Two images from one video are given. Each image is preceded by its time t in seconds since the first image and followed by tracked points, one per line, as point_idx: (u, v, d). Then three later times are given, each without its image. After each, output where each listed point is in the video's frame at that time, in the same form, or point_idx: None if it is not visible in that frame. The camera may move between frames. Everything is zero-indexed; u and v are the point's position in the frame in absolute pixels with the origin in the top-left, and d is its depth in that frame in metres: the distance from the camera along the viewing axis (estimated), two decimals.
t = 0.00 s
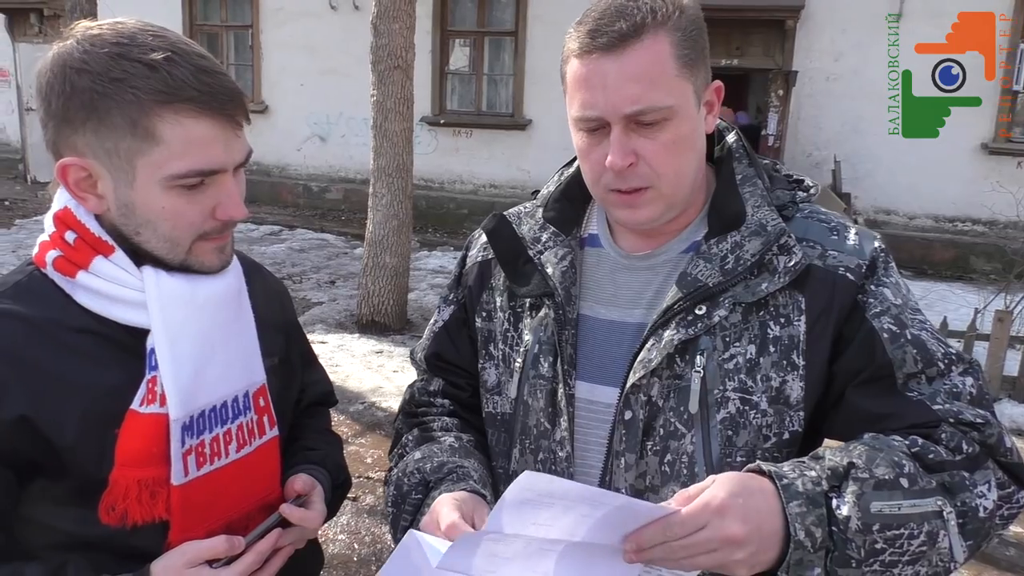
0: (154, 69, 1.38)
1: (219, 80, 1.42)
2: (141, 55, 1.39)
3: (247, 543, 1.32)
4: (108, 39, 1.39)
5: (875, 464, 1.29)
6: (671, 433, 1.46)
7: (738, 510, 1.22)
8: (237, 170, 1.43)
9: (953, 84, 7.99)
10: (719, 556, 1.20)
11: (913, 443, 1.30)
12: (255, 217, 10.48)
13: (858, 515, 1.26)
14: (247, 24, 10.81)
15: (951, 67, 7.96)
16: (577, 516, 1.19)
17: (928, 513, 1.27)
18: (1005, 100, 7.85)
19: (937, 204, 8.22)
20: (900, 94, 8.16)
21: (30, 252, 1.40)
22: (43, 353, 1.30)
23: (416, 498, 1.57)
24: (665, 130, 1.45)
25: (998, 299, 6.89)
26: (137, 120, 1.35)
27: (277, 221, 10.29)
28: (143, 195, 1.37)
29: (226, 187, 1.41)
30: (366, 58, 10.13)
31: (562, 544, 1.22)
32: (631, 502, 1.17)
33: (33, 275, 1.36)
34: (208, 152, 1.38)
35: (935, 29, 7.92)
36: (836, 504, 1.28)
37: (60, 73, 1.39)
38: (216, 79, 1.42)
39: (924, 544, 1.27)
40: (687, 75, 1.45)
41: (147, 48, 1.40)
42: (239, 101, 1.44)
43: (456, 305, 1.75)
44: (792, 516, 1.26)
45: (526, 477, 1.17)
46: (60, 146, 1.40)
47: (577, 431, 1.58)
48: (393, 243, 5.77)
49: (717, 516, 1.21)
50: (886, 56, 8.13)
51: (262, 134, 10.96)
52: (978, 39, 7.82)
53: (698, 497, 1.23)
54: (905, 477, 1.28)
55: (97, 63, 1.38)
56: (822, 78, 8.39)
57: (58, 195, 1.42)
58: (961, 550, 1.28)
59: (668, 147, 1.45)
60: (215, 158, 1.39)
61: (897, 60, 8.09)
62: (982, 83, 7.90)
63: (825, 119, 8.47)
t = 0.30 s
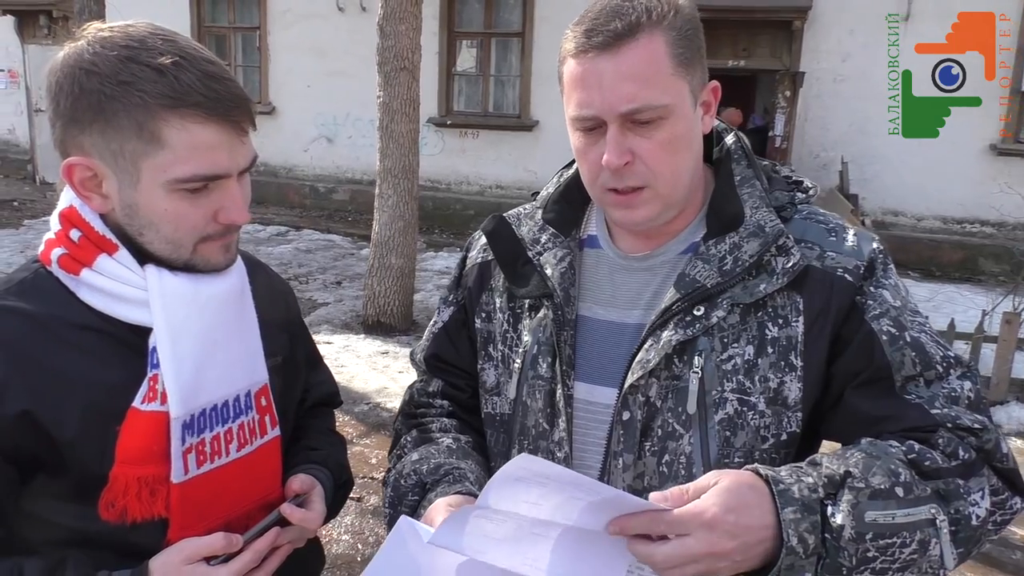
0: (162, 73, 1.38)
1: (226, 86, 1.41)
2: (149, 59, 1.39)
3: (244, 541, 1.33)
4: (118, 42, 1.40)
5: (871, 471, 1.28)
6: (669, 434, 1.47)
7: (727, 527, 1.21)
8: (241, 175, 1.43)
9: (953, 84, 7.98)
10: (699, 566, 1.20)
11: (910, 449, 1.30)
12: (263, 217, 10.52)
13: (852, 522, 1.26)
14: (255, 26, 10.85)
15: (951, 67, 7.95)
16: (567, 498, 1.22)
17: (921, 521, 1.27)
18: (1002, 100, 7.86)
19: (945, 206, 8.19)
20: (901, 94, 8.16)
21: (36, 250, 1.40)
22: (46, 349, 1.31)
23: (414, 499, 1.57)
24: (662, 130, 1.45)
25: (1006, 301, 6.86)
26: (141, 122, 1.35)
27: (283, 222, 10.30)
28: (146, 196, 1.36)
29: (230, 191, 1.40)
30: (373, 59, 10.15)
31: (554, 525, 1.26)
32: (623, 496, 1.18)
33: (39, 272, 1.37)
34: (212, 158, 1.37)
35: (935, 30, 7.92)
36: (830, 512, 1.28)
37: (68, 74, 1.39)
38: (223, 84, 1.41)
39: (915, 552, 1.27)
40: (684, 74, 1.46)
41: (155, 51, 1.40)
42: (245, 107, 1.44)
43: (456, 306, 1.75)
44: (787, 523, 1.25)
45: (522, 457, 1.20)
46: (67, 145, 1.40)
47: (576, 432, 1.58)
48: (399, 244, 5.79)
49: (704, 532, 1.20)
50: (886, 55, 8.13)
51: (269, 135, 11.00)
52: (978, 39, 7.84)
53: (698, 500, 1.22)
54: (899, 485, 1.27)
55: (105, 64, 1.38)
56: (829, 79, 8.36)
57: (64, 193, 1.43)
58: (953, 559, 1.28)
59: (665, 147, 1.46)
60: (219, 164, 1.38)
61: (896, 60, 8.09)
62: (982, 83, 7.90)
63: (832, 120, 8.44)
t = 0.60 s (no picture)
0: (168, 73, 1.37)
1: (232, 87, 1.41)
2: (155, 59, 1.38)
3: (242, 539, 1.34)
4: (124, 41, 1.39)
5: (869, 473, 1.28)
6: (667, 433, 1.47)
7: (724, 531, 1.21)
8: (245, 176, 1.42)
9: (953, 84, 7.96)
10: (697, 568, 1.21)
11: (909, 451, 1.30)
12: (268, 215, 10.54)
13: (850, 524, 1.26)
14: (261, 25, 10.87)
15: (951, 67, 7.93)
16: (563, 494, 1.23)
17: (919, 522, 1.27)
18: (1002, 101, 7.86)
19: (951, 206, 8.17)
20: (901, 94, 8.15)
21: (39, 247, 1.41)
22: (48, 346, 1.31)
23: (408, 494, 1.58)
24: (663, 127, 1.45)
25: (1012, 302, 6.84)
26: (146, 122, 1.34)
27: (289, 220, 10.32)
28: (150, 195, 1.36)
29: (234, 192, 1.40)
30: (379, 58, 10.16)
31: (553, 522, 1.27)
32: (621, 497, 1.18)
33: (41, 269, 1.37)
34: (216, 158, 1.37)
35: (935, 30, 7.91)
36: (829, 512, 1.27)
37: (75, 73, 1.39)
38: (229, 85, 1.41)
39: (913, 553, 1.27)
40: (686, 72, 1.45)
41: (162, 52, 1.39)
42: (251, 108, 1.43)
43: (457, 303, 1.76)
44: (784, 523, 1.25)
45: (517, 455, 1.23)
46: (72, 144, 1.40)
47: (575, 431, 1.59)
48: (404, 242, 5.79)
49: (699, 535, 1.20)
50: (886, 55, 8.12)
51: (276, 134, 11.02)
52: (978, 39, 7.81)
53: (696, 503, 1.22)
54: (898, 487, 1.27)
55: (111, 64, 1.38)
56: (835, 79, 8.34)
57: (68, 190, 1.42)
58: (952, 560, 1.28)
59: (666, 144, 1.46)
60: (224, 164, 1.38)
61: (897, 60, 8.09)
62: (983, 83, 7.88)
63: (838, 119, 8.41)
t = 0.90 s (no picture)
0: (169, 74, 1.37)
1: (234, 88, 1.41)
2: (156, 59, 1.38)
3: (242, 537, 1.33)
4: (125, 41, 1.39)
5: (865, 478, 1.28)
6: (669, 436, 1.46)
7: (727, 520, 1.21)
8: (245, 176, 1.42)
9: (953, 84, 7.95)
10: (705, 565, 1.19)
11: (909, 457, 1.30)
12: (273, 215, 10.55)
13: (843, 528, 1.25)
14: (267, 24, 10.89)
15: (951, 67, 7.92)
16: (569, 521, 1.16)
17: (915, 528, 1.26)
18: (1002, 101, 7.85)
19: (956, 207, 8.14)
20: (901, 95, 8.15)
21: (38, 246, 1.40)
22: (48, 344, 1.31)
23: (407, 494, 1.58)
24: (658, 116, 1.46)
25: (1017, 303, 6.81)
26: (148, 122, 1.34)
27: (293, 219, 10.33)
28: (149, 194, 1.36)
29: (234, 192, 1.40)
30: (383, 58, 10.17)
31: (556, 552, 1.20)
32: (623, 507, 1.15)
33: (40, 268, 1.37)
34: (217, 159, 1.37)
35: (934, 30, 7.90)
36: (823, 516, 1.27)
37: (77, 71, 1.39)
38: (231, 86, 1.40)
39: (909, 559, 1.26)
40: (682, 62, 1.46)
41: (163, 52, 1.39)
42: (252, 109, 1.43)
43: (460, 302, 1.76)
44: (779, 527, 1.24)
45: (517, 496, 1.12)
46: (72, 144, 1.40)
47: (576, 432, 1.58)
48: (407, 242, 5.80)
49: (704, 525, 1.20)
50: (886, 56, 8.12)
51: (280, 134, 11.04)
52: (978, 39, 7.79)
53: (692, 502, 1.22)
54: (894, 492, 1.27)
55: (112, 63, 1.38)
56: (840, 79, 8.32)
57: (67, 189, 1.42)
58: (948, 567, 1.27)
59: (661, 133, 1.46)
60: (224, 164, 1.37)
61: (897, 60, 8.08)
62: (983, 83, 7.86)
63: (843, 119, 8.39)
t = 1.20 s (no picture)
0: (163, 75, 1.36)
1: (229, 89, 1.40)
2: (151, 60, 1.37)
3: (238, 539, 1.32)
4: (120, 43, 1.38)
5: (850, 487, 1.27)
6: (669, 440, 1.43)
7: (722, 511, 1.22)
8: (242, 176, 1.41)
9: (953, 84, 7.94)
10: (705, 563, 1.19)
11: (899, 466, 1.29)
12: (276, 215, 10.54)
13: (828, 537, 1.25)
14: (271, 25, 10.90)
15: (951, 67, 7.91)
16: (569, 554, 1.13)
17: (904, 537, 1.25)
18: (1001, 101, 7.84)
19: (960, 209, 8.12)
20: (900, 95, 8.14)
21: (33, 247, 1.39)
22: (42, 346, 1.30)
23: (406, 495, 1.57)
24: (641, 100, 1.47)
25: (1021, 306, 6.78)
26: (143, 123, 1.33)
27: (296, 220, 10.32)
28: (144, 195, 1.35)
29: (230, 193, 1.39)
30: (386, 59, 10.17)
31: None
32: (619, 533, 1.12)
33: (36, 269, 1.36)
34: (212, 159, 1.36)
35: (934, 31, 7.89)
36: (808, 526, 1.27)
37: (72, 74, 1.38)
38: (226, 87, 1.40)
39: (897, 568, 1.25)
40: (667, 49, 1.48)
41: (159, 53, 1.39)
42: (248, 109, 1.43)
43: (462, 303, 1.74)
44: (767, 537, 1.24)
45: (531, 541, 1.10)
46: (67, 146, 1.38)
47: (576, 434, 1.57)
48: (410, 243, 5.79)
49: (702, 519, 1.20)
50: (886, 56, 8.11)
51: (285, 134, 11.06)
52: (978, 40, 7.78)
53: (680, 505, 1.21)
54: (880, 501, 1.26)
55: (107, 64, 1.37)
56: (844, 81, 8.29)
57: (63, 190, 1.41)
58: None
59: (645, 116, 1.47)
60: (220, 165, 1.37)
61: (897, 60, 8.07)
62: (982, 83, 7.85)
63: (848, 121, 8.36)
